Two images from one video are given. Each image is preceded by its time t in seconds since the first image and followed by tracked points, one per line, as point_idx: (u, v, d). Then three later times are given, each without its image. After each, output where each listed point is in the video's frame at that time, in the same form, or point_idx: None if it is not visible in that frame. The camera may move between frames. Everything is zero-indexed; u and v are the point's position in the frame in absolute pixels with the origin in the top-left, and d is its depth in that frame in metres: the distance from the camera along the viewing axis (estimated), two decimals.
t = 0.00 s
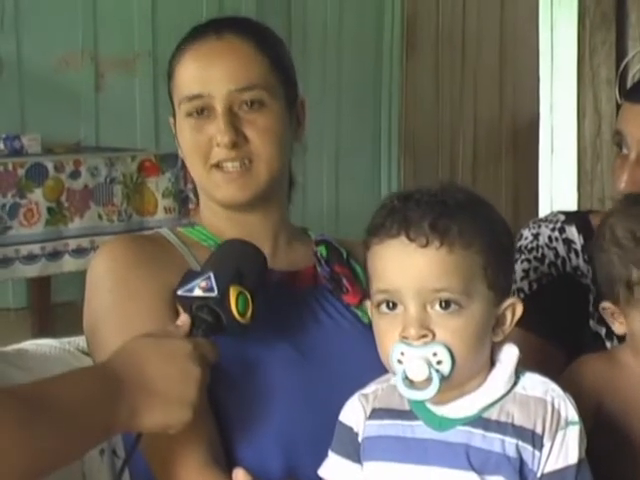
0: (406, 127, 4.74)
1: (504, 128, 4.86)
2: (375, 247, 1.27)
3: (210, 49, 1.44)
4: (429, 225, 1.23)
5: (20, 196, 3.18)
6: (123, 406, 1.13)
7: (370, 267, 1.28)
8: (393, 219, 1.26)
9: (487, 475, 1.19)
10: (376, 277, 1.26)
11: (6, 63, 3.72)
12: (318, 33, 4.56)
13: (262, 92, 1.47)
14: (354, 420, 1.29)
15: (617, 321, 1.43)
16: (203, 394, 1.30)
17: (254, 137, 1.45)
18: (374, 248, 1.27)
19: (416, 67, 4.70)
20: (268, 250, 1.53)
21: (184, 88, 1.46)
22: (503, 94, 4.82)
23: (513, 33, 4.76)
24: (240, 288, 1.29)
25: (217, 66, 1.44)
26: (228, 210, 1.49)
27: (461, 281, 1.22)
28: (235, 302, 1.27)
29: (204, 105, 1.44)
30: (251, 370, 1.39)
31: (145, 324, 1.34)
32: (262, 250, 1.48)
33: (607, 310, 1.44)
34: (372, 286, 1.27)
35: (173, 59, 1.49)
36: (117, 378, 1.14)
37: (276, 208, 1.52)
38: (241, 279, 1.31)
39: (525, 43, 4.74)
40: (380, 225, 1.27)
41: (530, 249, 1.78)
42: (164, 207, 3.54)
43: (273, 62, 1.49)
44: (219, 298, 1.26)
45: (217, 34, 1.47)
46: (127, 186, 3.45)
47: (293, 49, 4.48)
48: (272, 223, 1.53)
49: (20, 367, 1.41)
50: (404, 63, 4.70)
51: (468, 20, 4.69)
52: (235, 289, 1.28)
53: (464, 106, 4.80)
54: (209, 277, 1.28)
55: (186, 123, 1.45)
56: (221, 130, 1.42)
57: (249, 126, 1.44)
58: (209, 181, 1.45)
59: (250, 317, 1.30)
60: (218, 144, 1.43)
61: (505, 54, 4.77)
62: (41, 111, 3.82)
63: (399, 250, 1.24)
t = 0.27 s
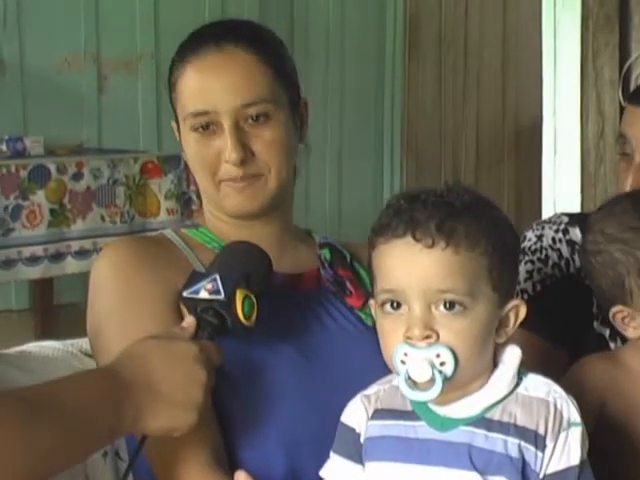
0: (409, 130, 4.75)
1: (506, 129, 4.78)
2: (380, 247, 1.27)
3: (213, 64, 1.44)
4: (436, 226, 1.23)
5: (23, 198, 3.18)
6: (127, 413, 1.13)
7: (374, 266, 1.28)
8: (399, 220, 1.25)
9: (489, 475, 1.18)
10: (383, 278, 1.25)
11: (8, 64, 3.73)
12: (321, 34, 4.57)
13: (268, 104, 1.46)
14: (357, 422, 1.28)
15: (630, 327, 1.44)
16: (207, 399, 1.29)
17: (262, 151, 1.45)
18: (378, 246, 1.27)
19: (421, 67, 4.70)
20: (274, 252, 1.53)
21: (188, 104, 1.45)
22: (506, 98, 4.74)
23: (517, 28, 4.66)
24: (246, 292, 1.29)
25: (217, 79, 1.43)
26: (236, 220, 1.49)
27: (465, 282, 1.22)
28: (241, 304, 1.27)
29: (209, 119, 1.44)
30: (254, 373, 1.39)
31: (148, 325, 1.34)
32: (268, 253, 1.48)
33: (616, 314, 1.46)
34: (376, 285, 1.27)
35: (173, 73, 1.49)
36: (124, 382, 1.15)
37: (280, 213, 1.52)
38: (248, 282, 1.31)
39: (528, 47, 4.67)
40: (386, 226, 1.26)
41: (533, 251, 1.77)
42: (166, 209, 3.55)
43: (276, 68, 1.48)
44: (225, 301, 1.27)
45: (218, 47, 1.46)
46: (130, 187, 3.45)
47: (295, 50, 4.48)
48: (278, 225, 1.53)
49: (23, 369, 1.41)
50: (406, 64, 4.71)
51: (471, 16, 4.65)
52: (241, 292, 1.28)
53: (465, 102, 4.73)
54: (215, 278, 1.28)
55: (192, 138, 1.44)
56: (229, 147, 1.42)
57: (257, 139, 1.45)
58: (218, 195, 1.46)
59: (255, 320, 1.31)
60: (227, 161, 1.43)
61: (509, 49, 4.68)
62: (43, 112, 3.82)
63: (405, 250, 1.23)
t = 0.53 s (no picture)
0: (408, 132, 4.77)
1: (506, 131, 4.71)
2: (377, 248, 1.27)
3: (211, 59, 1.44)
4: (432, 227, 1.23)
5: (21, 199, 3.18)
6: (127, 422, 1.15)
7: (371, 267, 1.28)
8: (395, 222, 1.25)
9: (485, 474, 1.18)
10: (380, 279, 1.25)
11: (7, 65, 3.72)
12: (320, 36, 4.58)
13: (266, 98, 1.46)
14: (354, 422, 1.29)
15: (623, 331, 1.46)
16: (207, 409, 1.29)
17: (262, 143, 1.45)
18: (374, 245, 1.27)
19: (419, 67, 4.70)
20: (271, 254, 1.53)
21: (187, 97, 1.45)
22: (505, 100, 4.68)
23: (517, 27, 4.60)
24: (247, 299, 1.30)
25: (218, 72, 1.43)
26: (234, 216, 1.49)
27: (461, 282, 1.22)
28: (241, 312, 1.28)
29: (208, 113, 1.44)
30: (252, 377, 1.38)
31: (147, 333, 1.34)
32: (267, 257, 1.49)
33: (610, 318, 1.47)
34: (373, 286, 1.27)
35: (171, 70, 1.49)
36: (125, 391, 1.16)
37: (278, 213, 1.52)
38: (248, 290, 1.31)
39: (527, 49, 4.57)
40: (382, 228, 1.26)
41: (531, 254, 1.78)
42: (165, 210, 3.55)
43: (274, 63, 1.49)
44: (226, 309, 1.27)
45: (216, 42, 1.47)
46: (129, 189, 3.46)
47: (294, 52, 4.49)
48: (276, 228, 1.53)
49: (21, 371, 1.41)
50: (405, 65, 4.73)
51: (470, 15, 4.63)
52: (242, 299, 1.29)
53: (464, 103, 4.71)
54: (215, 286, 1.28)
55: (191, 132, 1.44)
56: (228, 138, 1.42)
57: (257, 132, 1.45)
58: (217, 188, 1.46)
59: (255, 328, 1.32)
60: (226, 153, 1.43)
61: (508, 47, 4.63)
62: (42, 113, 3.82)
63: (402, 252, 1.23)
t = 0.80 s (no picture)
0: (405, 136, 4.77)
1: (503, 134, 4.72)
2: (374, 252, 1.27)
3: (216, 65, 1.44)
4: (430, 228, 1.24)
5: (19, 202, 3.18)
6: (122, 433, 1.16)
7: (368, 273, 1.29)
8: (393, 224, 1.26)
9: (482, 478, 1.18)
10: (379, 282, 1.25)
11: (5, 68, 3.72)
12: (319, 40, 4.59)
13: (271, 108, 1.46)
14: (351, 427, 1.28)
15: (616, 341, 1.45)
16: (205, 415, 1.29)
17: (263, 153, 1.45)
18: (372, 251, 1.27)
19: (418, 72, 4.69)
20: (268, 260, 1.53)
21: (191, 103, 1.45)
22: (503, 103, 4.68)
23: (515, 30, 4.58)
24: (244, 306, 1.30)
25: (222, 79, 1.44)
26: (233, 223, 1.49)
27: (459, 283, 1.22)
28: (238, 319, 1.29)
29: (211, 120, 1.44)
30: (248, 382, 1.38)
31: (142, 339, 1.34)
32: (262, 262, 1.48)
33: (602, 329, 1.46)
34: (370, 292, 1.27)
35: (176, 72, 1.50)
36: (122, 401, 1.16)
37: (275, 220, 1.52)
38: (245, 296, 1.31)
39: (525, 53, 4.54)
40: (380, 230, 1.27)
41: (527, 261, 1.78)
42: (163, 213, 3.55)
43: (280, 73, 1.49)
44: (222, 315, 1.27)
45: (222, 49, 1.47)
46: (126, 192, 3.45)
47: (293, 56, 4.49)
48: (272, 233, 1.53)
49: (18, 375, 1.40)
50: (404, 69, 4.72)
51: (468, 19, 4.62)
52: (239, 306, 1.29)
53: (462, 105, 4.70)
54: (211, 292, 1.28)
55: (193, 139, 1.45)
56: (230, 147, 1.42)
57: (258, 141, 1.44)
58: (217, 196, 1.46)
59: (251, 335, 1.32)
60: (227, 161, 1.43)
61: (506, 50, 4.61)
62: (40, 115, 3.82)
63: (400, 254, 1.24)
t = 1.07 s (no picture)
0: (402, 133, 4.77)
1: (500, 131, 4.69)
2: (372, 252, 1.26)
3: (216, 68, 1.44)
4: (431, 226, 1.23)
5: (15, 200, 3.17)
6: (118, 433, 1.15)
7: (363, 272, 1.28)
8: (392, 222, 1.25)
9: (476, 473, 1.18)
10: (378, 281, 1.25)
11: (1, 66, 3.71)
12: (315, 37, 4.59)
13: (270, 112, 1.45)
14: (345, 425, 1.28)
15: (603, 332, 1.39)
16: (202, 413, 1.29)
17: (261, 157, 1.44)
18: (369, 250, 1.27)
19: (416, 69, 4.70)
20: (264, 258, 1.52)
21: (190, 105, 1.44)
22: (500, 102, 4.66)
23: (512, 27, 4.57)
24: (240, 304, 1.29)
25: (221, 82, 1.43)
26: (231, 226, 1.49)
27: (459, 280, 1.22)
28: (234, 318, 1.28)
29: (210, 123, 1.43)
30: (244, 382, 1.38)
31: (136, 339, 1.34)
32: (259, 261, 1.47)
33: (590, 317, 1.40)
34: (367, 292, 1.27)
35: (173, 73, 1.49)
36: (118, 401, 1.16)
37: (271, 221, 1.52)
38: (241, 294, 1.31)
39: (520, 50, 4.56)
40: (378, 229, 1.26)
41: (525, 258, 1.78)
42: (159, 212, 3.53)
43: (279, 76, 1.48)
44: (218, 313, 1.26)
45: (222, 51, 1.46)
46: (122, 190, 3.44)
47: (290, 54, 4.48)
48: (268, 233, 1.53)
49: (13, 374, 1.40)
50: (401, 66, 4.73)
51: (465, 16, 4.59)
52: (235, 304, 1.28)
53: (458, 103, 4.68)
54: (208, 291, 1.27)
55: (191, 141, 1.44)
56: (229, 151, 1.41)
57: (257, 145, 1.44)
58: (214, 198, 1.45)
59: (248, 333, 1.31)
60: (225, 164, 1.42)
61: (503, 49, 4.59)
62: (36, 113, 3.81)
63: (401, 253, 1.23)
